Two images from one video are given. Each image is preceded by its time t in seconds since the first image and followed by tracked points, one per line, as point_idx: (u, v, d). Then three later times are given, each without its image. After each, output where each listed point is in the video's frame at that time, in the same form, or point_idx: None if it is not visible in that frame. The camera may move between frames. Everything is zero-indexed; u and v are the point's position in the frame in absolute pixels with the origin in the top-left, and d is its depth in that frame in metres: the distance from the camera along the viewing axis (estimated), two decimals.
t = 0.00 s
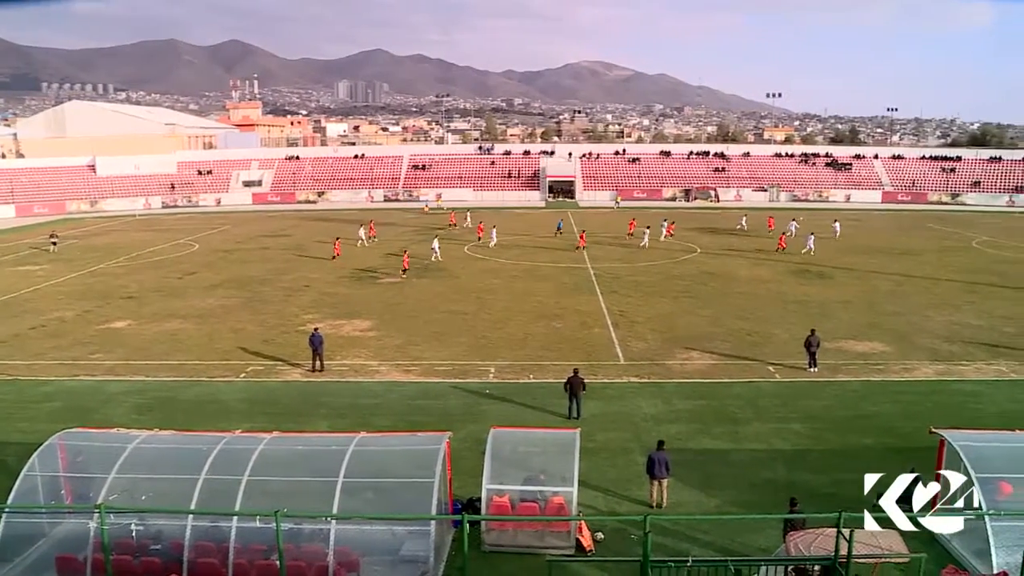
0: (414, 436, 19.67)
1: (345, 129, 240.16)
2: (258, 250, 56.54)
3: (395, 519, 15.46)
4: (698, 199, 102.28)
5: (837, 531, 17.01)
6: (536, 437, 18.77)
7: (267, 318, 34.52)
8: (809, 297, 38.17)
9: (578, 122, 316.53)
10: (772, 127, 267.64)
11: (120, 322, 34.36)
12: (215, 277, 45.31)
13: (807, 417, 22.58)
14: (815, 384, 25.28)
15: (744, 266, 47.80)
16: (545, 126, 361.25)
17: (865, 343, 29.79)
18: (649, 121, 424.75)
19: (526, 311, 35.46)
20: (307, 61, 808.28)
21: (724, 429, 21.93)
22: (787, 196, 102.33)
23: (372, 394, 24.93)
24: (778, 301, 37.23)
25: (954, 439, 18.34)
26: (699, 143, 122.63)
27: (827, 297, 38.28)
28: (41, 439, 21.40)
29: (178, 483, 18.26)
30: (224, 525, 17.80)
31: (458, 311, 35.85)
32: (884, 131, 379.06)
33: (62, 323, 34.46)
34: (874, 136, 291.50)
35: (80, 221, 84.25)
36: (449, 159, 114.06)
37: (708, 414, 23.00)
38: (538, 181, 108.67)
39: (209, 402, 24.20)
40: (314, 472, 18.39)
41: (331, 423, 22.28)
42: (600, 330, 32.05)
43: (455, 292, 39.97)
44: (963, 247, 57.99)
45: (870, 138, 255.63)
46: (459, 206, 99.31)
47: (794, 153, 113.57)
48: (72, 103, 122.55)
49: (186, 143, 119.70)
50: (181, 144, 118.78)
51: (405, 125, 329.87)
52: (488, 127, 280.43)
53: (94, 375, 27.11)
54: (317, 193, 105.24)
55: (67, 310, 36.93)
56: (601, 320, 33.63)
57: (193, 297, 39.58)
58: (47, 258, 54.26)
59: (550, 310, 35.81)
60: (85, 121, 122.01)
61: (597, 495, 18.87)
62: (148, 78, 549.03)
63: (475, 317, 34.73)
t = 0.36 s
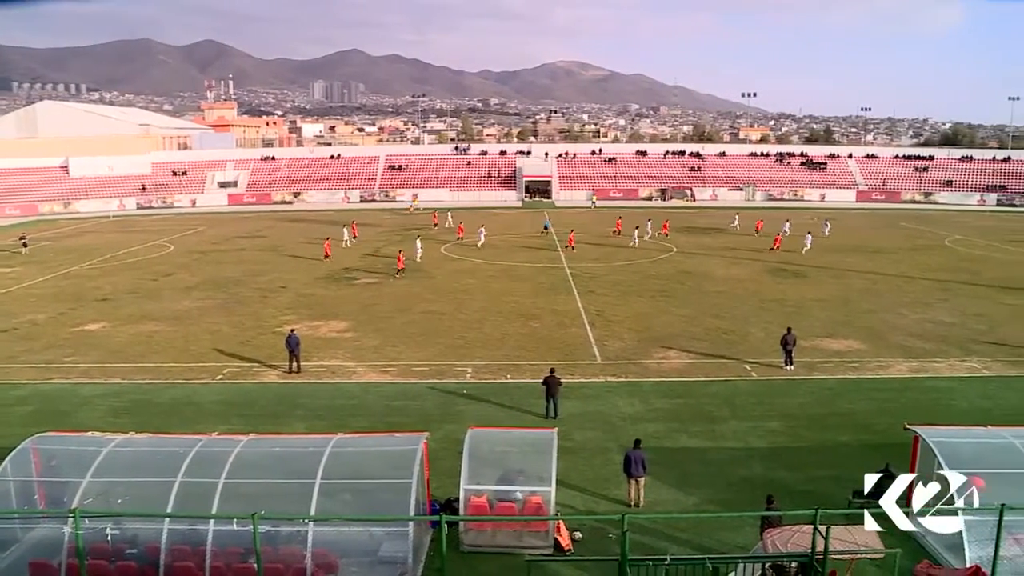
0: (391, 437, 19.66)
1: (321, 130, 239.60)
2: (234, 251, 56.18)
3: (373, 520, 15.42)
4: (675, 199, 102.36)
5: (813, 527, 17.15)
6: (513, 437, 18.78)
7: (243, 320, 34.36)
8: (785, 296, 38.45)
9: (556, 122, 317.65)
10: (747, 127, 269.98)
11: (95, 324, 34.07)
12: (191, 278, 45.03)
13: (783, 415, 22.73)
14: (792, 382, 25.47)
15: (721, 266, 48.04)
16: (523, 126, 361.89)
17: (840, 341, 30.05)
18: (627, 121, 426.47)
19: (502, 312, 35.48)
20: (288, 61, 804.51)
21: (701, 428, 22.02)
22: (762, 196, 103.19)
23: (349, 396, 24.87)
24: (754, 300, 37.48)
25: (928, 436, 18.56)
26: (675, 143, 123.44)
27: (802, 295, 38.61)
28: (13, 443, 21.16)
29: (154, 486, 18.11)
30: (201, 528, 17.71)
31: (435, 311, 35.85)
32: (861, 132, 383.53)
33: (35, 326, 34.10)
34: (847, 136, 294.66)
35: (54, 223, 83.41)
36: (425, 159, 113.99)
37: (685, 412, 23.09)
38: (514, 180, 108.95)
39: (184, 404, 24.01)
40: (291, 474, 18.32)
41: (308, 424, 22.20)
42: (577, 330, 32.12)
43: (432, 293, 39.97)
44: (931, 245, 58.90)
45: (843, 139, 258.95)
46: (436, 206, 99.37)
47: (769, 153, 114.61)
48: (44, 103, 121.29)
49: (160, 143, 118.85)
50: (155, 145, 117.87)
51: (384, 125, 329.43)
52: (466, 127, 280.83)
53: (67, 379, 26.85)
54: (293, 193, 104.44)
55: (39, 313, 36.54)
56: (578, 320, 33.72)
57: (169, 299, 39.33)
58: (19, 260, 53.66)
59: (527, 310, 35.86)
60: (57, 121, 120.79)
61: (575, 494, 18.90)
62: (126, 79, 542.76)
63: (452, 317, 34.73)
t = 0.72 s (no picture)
0: (363, 438, 19.59)
1: (292, 130, 238.18)
2: (204, 253, 55.66)
3: (345, 523, 15.33)
4: (645, 198, 103.17)
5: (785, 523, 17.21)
6: (486, 437, 18.76)
7: (215, 322, 34.13)
8: (755, 294, 38.75)
9: (530, 122, 318.70)
10: (717, 127, 272.76)
11: (63, 328, 33.70)
12: (160, 280, 44.66)
13: (754, 412, 22.91)
14: (763, 379, 25.69)
15: (692, 265, 48.30)
16: (498, 126, 362.63)
17: (810, 339, 30.35)
18: (601, 121, 428.50)
19: (474, 312, 35.47)
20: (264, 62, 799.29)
21: (674, 426, 22.13)
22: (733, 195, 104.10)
23: (321, 398, 24.79)
24: (724, 298, 37.74)
25: (896, 432, 18.77)
26: (647, 142, 124.21)
27: (772, 294, 38.94)
28: None
29: (124, 490, 17.93)
30: (172, 532, 17.56)
31: (406, 311, 35.81)
32: (834, 132, 387.35)
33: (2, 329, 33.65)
34: (815, 135, 298.22)
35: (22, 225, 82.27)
36: (396, 159, 113.77)
37: (658, 411, 23.20)
38: (485, 180, 109.08)
39: (154, 408, 23.82)
40: (262, 477, 18.20)
41: (280, 426, 22.10)
42: (549, 329, 32.18)
43: (404, 293, 39.90)
44: (899, 243, 59.69)
45: (813, 138, 261.42)
46: (407, 207, 99.42)
47: (740, 152, 115.78)
48: (8, 103, 119.60)
49: (128, 144, 117.58)
50: (123, 145, 116.61)
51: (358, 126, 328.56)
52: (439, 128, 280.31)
53: (34, 383, 26.51)
54: (263, 194, 102.85)
55: (5, 317, 36.05)
56: (550, 319, 33.80)
57: (138, 301, 38.95)
58: None
59: (499, 310, 35.89)
60: (21, 121, 119.13)
61: (548, 493, 18.92)
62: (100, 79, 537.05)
63: (424, 318, 34.68)
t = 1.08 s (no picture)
0: (331, 440, 19.52)
1: (257, 131, 235.95)
2: (169, 255, 54.98)
3: (314, 524, 15.23)
4: (611, 198, 103.68)
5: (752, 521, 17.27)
6: (454, 438, 18.72)
7: (180, 325, 33.77)
8: (721, 292, 39.11)
9: (499, 122, 319.28)
10: (683, 127, 275.39)
11: (24, 332, 33.14)
12: (123, 283, 44.04)
13: (721, 409, 23.16)
14: (730, 377, 25.98)
15: (658, 263, 48.61)
16: (467, 125, 362.85)
17: (776, 336, 30.74)
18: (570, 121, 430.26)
19: (440, 312, 35.43)
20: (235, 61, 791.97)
21: (641, 424, 22.28)
22: (698, 194, 105.01)
23: (287, 400, 24.69)
24: (691, 297, 38.03)
25: (862, 429, 18.94)
26: (613, 142, 124.99)
27: (737, 292, 39.33)
28: None
29: (88, 496, 17.66)
30: (138, 537, 17.33)
31: (373, 312, 35.72)
32: (803, 131, 391.26)
33: None
34: (779, 134, 302.17)
35: None
36: (362, 159, 113.34)
37: (626, 409, 23.37)
38: (451, 181, 108.85)
39: (118, 412, 23.53)
40: (230, 480, 18.04)
41: (247, 429, 21.98)
42: (516, 329, 32.24)
43: (370, 294, 39.79)
44: (859, 240, 60.75)
45: (777, 137, 264.28)
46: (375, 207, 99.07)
47: (705, 151, 117.02)
48: None
49: (89, 145, 115.69)
50: (84, 146, 114.64)
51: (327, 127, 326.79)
52: (408, 128, 279.44)
53: None
54: (228, 195, 101.83)
55: None
56: (517, 319, 33.88)
57: (101, 304, 38.41)
58: None
59: (465, 310, 35.90)
60: None
61: (517, 493, 18.94)
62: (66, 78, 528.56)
63: (391, 318, 34.61)
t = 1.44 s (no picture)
0: (298, 442, 19.44)
1: (222, 132, 233.59)
2: (132, 258, 54.27)
3: (282, 527, 15.13)
4: (578, 197, 104.16)
5: (719, 517, 17.32)
6: (423, 439, 18.69)
7: (145, 328, 33.40)
8: (687, 291, 39.47)
9: (468, 122, 319.50)
10: (648, 127, 277.12)
11: None
12: (84, 287, 43.38)
13: (688, 408, 23.41)
14: (697, 375, 26.27)
15: (624, 262, 48.89)
16: (436, 125, 362.34)
17: (742, 334, 31.12)
18: (539, 121, 431.39)
19: (407, 313, 35.41)
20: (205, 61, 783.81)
21: (609, 423, 22.43)
22: (664, 194, 105.88)
23: (254, 403, 24.59)
24: (657, 296, 38.33)
25: (828, 424, 19.12)
26: (579, 142, 125.69)
27: (703, 290, 39.69)
28: None
29: (51, 502, 17.38)
30: (103, 544, 17.10)
31: (340, 314, 35.62)
32: (772, 130, 394.77)
33: None
34: (744, 134, 305.28)
35: None
36: (327, 160, 112.88)
37: (594, 409, 23.54)
38: (417, 181, 108.41)
39: (81, 417, 23.25)
40: (196, 484, 17.87)
41: (214, 432, 21.88)
42: (483, 330, 32.31)
43: (337, 295, 39.66)
44: (821, 238, 61.64)
45: (742, 137, 266.60)
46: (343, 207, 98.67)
47: (671, 151, 118.14)
48: None
49: (50, 146, 113.68)
50: (44, 148, 112.62)
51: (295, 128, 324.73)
52: (375, 129, 278.10)
53: None
54: (193, 197, 100.25)
55: None
56: (484, 320, 33.96)
57: (63, 308, 37.83)
58: None
59: (432, 310, 35.95)
60: None
61: (486, 493, 18.95)
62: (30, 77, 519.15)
63: (358, 320, 34.54)
